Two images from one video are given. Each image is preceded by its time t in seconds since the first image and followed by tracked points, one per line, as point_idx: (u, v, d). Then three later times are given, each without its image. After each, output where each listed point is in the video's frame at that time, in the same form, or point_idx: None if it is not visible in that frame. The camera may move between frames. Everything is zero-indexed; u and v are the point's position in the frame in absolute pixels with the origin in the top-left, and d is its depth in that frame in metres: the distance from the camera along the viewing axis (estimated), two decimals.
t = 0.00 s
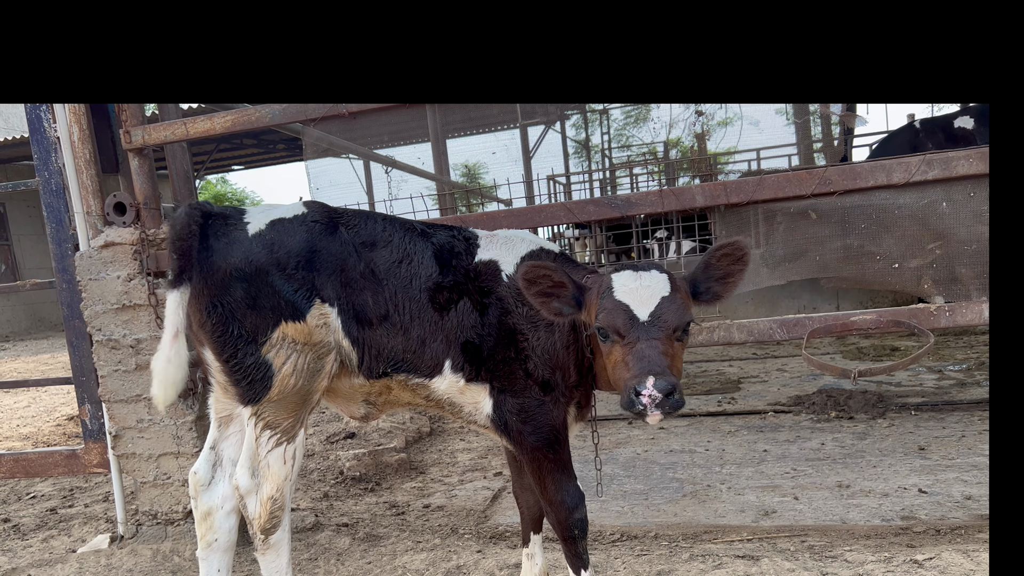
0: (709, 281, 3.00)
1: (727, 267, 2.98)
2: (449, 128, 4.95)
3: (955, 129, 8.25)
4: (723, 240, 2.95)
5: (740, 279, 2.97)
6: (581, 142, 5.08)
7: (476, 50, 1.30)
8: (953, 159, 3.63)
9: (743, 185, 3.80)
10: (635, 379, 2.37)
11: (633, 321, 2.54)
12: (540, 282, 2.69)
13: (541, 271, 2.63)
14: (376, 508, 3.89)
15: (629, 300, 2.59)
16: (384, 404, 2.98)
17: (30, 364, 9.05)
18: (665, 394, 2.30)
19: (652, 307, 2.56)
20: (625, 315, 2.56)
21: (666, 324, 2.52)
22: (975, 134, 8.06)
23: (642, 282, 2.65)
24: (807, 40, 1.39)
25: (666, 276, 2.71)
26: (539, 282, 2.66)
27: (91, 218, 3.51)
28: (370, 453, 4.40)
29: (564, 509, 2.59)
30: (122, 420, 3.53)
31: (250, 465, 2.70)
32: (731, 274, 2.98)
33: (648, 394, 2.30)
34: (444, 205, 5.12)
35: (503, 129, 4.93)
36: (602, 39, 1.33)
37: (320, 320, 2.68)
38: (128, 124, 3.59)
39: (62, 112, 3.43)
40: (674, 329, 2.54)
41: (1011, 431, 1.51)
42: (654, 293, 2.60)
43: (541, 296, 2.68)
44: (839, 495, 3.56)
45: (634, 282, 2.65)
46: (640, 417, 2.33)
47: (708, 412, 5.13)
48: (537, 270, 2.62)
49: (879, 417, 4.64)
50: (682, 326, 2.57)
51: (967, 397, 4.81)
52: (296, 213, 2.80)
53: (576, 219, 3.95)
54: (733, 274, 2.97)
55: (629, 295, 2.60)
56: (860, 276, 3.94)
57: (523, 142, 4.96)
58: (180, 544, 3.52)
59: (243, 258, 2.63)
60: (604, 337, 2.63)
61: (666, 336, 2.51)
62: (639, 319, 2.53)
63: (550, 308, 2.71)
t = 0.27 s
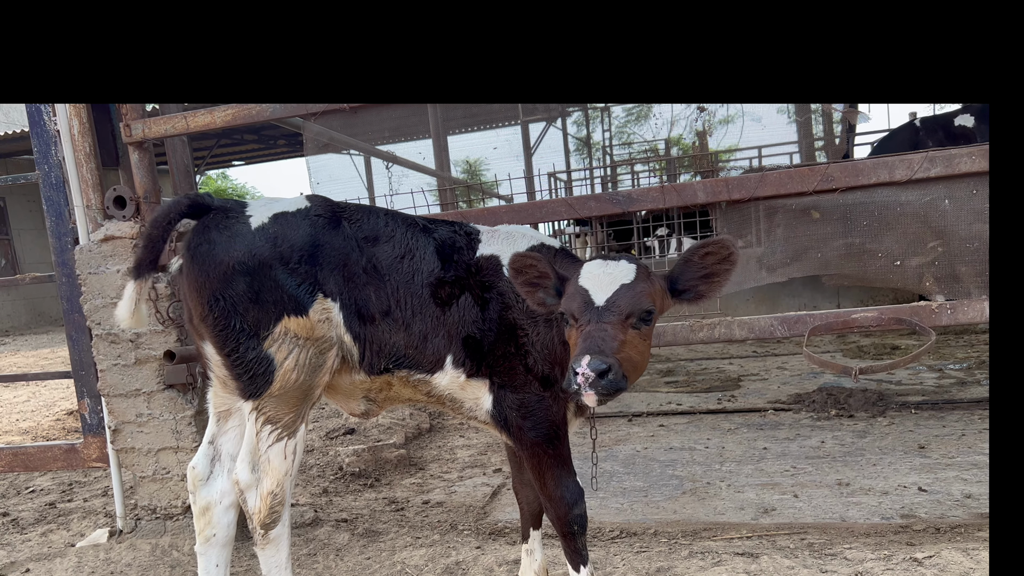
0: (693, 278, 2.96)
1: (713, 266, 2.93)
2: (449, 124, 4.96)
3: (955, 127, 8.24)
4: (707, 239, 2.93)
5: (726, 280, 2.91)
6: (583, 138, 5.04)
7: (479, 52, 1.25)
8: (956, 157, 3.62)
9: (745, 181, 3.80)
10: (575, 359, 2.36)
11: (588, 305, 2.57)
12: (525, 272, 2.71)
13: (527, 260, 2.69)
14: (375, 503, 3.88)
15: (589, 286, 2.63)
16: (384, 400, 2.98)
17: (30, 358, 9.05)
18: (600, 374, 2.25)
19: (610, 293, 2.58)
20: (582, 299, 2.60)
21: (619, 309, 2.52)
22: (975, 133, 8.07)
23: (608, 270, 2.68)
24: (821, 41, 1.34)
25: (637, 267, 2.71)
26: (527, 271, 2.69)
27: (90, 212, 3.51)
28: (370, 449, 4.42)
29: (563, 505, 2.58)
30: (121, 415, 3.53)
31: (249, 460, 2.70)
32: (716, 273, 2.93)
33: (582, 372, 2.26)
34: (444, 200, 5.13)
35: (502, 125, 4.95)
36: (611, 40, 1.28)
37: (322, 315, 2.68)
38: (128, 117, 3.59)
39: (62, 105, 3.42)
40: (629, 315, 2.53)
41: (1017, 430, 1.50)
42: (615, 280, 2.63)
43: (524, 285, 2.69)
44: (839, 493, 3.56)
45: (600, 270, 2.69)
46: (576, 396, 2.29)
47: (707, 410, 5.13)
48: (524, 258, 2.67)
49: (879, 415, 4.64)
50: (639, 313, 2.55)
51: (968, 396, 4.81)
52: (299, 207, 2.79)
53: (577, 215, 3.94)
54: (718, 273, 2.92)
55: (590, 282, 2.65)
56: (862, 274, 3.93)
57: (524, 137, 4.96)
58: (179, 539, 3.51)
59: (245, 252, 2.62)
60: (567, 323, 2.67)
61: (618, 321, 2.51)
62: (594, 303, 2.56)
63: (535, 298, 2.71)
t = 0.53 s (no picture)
0: (668, 261, 2.81)
1: (689, 248, 2.78)
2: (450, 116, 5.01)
3: (955, 123, 8.22)
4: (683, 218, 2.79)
5: (701, 261, 2.76)
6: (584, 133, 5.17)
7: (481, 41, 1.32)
8: (958, 150, 3.61)
9: (746, 174, 3.78)
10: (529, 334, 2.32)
11: (551, 281, 2.50)
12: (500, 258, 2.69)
13: (502, 246, 2.66)
14: (373, 497, 3.88)
15: (554, 263, 2.56)
16: (382, 392, 2.97)
17: (30, 352, 9.03)
18: (549, 347, 2.22)
19: (574, 270, 2.50)
20: (546, 277, 2.53)
21: (580, 286, 2.44)
22: (974, 129, 8.05)
23: (575, 247, 2.60)
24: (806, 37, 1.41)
25: (608, 246, 2.63)
26: (501, 257, 2.67)
27: (88, 202, 3.48)
28: (369, 443, 4.40)
29: (559, 499, 2.57)
30: (118, 406, 3.52)
31: (245, 452, 2.68)
32: (692, 255, 2.78)
33: (532, 345, 2.23)
34: (444, 193, 5.13)
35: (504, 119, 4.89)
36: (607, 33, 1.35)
37: (320, 306, 2.65)
38: (127, 107, 3.54)
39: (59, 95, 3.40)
40: (590, 292, 2.44)
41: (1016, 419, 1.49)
42: (580, 257, 2.54)
43: (502, 270, 2.68)
44: (838, 488, 3.55)
45: (567, 248, 2.62)
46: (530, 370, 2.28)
47: (707, 405, 5.11)
48: (498, 245, 2.65)
49: (880, 411, 4.63)
50: (603, 289, 2.46)
51: (968, 392, 4.80)
52: (297, 198, 2.77)
53: (578, 207, 3.92)
54: (694, 255, 2.77)
55: (556, 259, 2.58)
56: (862, 269, 3.92)
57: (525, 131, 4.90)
58: (177, 531, 3.50)
59: (243, 242, 2.61)
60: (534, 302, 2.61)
61: (580, 297, 2.43)
62: (557, 280, 2.49)
63: (510, 284, 2.69)
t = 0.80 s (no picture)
0: (639, 245, 2.60)
1: (663, 233, 2.57)
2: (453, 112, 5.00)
3: (955, 119, 8.21)
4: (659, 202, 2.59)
5: (674, 247, 2.54)
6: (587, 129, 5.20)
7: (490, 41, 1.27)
8: (966, 144, 3.59)
9: (752, 167, 3.76)
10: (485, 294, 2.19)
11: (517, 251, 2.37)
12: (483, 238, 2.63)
13: (489, 226, 2.59)
14: (375, 490, 3.87)
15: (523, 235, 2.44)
16: (386, 387, 2.96)
17: (31, 344, 9.03)
18: (502, 306, 2.08)
19: (541, 241, 2.37)
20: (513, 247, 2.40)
21: (545, 256, 2.30)
22: (974, 125, 8.04)
23: (548, 223, 2.47)
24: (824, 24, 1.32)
25: (581, 224, 2.49)
26: (488, 237, 2.61)
27: (91, 193, 3.47)
28: (370, 436, 4.43)
29: (560, 494, 2.57)
30: (121, 398, 3.51)
31: (252, 443, 2.68)
32: (665, 240, 2.56)
33: (486, 303, 2.10)
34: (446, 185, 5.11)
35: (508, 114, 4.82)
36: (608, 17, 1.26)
37: (329, 298, 2.64)
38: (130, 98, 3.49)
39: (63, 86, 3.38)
40: (554, 263, 2.29)
41: None
42: (551, 229, 2.42)
43: (489, 251, 2.63)
44: (841, 484, 3.54)
45: (541, 223, 2.49)
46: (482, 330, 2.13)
47: (710, 401, 5.11)
48: (484, 224, 2.60)
49: (882, 407, 4.62)
50: (567, 262, 2.30)
51: (971, 389, 4.79)
52: (306, 189, 2.77)
53: (582, 200, 3.90)
54: (666, 239, 2.56)
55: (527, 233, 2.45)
56: (867, 264, 3.91)
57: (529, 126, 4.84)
58: (179, 523, 3.51)
59: (254, 231, 2.60)
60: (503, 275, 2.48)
61: (544, 267, 2.28)
62: (523, 250, 2.36)
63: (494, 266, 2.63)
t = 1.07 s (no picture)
0: (644, 241, 2.58)
1: (669, 230, 2.55)
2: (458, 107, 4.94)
3: (956, 116, 8.21)
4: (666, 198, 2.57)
5: (680, 244, 2.53)
6: (590, 124, 5.22)
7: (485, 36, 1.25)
8: (975, 139, 3.58)
9: (759, 162, 3.75)
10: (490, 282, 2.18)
11: (522, 241, 2.36)
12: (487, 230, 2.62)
13: (493, 218, 2.59)
14: (379, 485, 3.87)
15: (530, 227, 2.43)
16: (387, 380, 2.95)
17: (33, 338, 9.03)
18: (507, 295, 2.07)
19: (547, 234, 2.36)
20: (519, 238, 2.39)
21: (551, 248, 2.29)
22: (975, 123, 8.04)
23: (555, 215, 2.45)
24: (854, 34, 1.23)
25: (589, 218, 2.48)
26: (492, 229, 2.60)
27: (95, 186, 3.46)
28: (374, 432, 4.39)
29: (564, 489, 2.56)
30: (124, 392, 3.51)
31: (255, 437, 2.67)
32: (671, 238, 2.55)
33: (491, 291, 2.09)
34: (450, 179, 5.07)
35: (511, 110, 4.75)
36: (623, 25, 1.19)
37: (330, 292, 2.63)
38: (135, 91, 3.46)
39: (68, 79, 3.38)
40: (560, 254, 2.28)
41: None
42: (557, 222, 2.41)
43: (492, 242, 2.61)
44: (846, 481, 3.54)
45: (547, 215, 2.48)
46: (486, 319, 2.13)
47: (713, 397, 5.10)
48: (490, 216, 2.58)
49: (887, 404, 4.61)
50: (574, 254, 2.29)
51: (976, 387, 4.77)
52: (307, 181, 2.76)
53: (588, 195, 3.89)
54: (672, 237, 2.54)
55: (534, 224, 2.44)
56: (874, 260, 3.90)
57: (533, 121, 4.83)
58: (182, 517, 3.50)
59: (255, 224, 2.59)
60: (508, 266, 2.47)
61: (549, 259, 2.27)
62: (529, 240, 2.35)
63: (497, 258, 2.62)
